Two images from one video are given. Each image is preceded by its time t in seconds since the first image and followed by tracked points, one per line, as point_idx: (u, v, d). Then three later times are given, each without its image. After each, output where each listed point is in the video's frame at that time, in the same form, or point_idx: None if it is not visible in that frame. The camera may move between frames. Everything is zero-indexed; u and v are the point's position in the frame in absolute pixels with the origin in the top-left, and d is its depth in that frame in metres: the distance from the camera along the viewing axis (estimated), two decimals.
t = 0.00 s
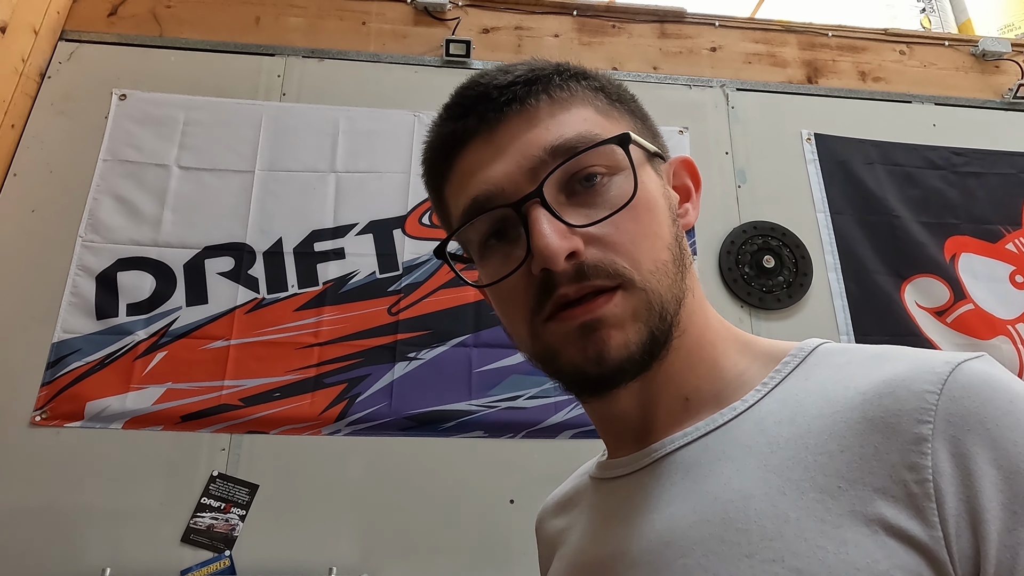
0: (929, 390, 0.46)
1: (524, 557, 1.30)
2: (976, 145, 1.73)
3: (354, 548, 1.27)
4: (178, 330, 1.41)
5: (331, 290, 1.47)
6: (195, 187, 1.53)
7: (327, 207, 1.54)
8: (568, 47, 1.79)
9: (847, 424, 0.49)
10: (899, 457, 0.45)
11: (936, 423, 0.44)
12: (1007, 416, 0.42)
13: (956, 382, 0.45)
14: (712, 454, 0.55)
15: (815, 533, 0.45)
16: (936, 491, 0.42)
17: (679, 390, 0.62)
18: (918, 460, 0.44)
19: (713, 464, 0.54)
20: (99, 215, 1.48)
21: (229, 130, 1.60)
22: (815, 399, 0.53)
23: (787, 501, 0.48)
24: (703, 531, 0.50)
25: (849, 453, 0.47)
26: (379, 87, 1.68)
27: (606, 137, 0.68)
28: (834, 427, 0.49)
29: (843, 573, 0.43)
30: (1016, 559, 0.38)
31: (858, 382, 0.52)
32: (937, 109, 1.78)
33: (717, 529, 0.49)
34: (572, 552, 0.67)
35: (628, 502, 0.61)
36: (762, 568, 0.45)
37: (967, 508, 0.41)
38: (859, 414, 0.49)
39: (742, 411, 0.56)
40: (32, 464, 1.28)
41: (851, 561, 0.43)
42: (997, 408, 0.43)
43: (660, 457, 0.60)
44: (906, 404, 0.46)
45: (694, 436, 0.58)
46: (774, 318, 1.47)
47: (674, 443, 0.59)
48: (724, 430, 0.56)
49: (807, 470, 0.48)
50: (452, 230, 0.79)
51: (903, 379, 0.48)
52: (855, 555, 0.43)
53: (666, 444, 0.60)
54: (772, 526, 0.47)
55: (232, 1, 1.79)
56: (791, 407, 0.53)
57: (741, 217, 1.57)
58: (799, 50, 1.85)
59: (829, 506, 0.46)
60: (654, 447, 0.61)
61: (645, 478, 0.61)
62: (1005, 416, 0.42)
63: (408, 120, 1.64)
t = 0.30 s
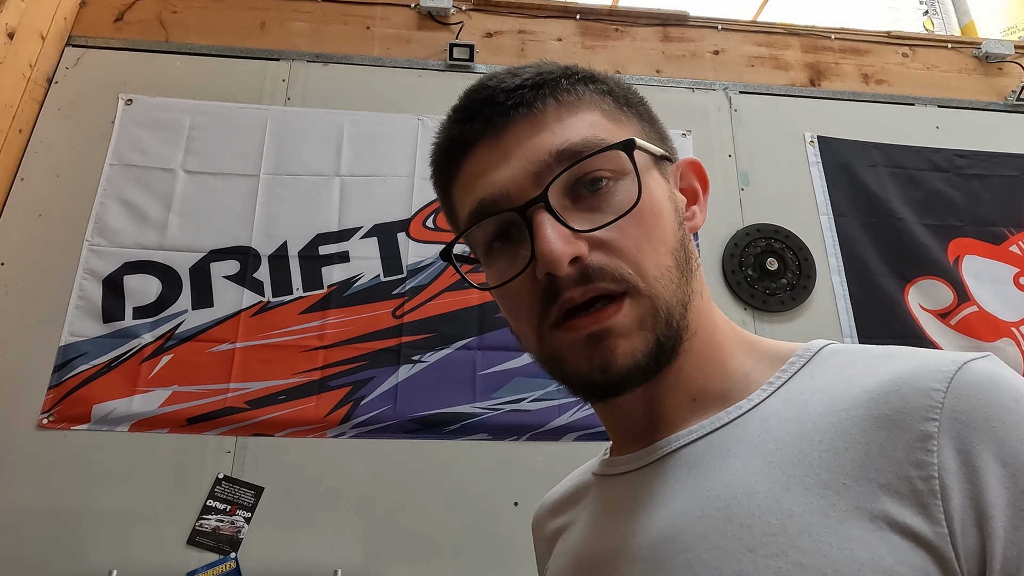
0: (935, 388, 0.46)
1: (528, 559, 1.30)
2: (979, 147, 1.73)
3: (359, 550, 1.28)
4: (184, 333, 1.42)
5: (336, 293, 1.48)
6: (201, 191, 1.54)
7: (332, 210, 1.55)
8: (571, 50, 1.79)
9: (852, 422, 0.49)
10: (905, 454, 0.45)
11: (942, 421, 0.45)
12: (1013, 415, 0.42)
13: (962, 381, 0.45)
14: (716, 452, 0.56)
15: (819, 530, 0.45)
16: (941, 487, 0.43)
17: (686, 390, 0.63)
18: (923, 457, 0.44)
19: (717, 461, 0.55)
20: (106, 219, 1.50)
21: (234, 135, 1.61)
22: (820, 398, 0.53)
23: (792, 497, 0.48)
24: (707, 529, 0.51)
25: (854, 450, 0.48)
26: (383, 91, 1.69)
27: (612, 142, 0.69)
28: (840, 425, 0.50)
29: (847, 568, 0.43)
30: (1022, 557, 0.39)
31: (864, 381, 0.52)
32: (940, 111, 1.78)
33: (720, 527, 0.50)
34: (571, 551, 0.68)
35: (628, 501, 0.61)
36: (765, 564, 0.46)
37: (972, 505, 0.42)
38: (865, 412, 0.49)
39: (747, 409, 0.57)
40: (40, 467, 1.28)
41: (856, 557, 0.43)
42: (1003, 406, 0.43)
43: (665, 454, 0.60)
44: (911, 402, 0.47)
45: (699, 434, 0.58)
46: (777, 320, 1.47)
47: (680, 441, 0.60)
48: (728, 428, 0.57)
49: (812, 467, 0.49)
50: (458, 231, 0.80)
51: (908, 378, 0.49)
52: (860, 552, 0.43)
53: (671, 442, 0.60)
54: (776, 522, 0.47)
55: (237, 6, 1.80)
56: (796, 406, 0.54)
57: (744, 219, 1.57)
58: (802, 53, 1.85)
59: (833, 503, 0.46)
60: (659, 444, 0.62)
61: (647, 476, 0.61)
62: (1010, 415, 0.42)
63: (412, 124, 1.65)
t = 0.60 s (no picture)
0: (921, 387, 0.46)
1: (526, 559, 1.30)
2: (978, 147, 1.73)
3: (357, 550, 1.28)
4: (183, 333, 1.42)
5: (334, 293, 1.49)
6: (200, 192, 1.55)
7: (330, 211, 1.55)
8: (569, 51, 1.79)
9: (840, 421, 0.49)
10: (891, 453, 0.45)
11: (928, 420, 0.45)
12: (998, 414, 0.42)
13: (948, 380, 0.45)
14: (706, 451, 0.56)
15: (808, 529, 0.46)
16: (926, 486, 0.43)
17: (676, 389, 0.63)
18: (909, 456, 0.44)
19: (707, 460, 0.55)
20: (105, 220, 1.50)
21: (233, 136, 1.61)
22: (808, 397, 0.53)
23: (780, 496, 0.48)
24: (697, 527, 0.51)
25: (841, 449, 0.48)
26: (381, 92, 1.69)
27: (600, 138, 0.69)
28: (827, 424, 0.50)
29: (834, 567, 0.43)
30: (1003, 554, 0.39)
31: (851, 380, 0.52)
32: (938, 111, 1.78)
33: (712, 526, 0.50)
34: (564, 551, 0.68)
35: (621, 502, 0.61)
36: (755, 563, 0.46)
37: (957, 504, 0.42)
38: (853, 411, 0.49)
39: (736, 408, 0.57)
40: (39, 467, 1.29)
41: (842, 555, 0.44)
42: (987, 405, 0.43)
43: (655, 454, 0.60)
44: (898, 401, 0.47)
45: (689, 433, 0.58)
46: (776, 320, 1.47)
47: (669, 440, 0.60)
48: (718, 427, 0.57)
49: (800, 466, 0.49)
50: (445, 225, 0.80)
51: (895, 377, 0.49)
52: (846, 550, 0.44)
53: (662, 441, 0.60)
54: (765, 521, 0.48)
55: (236, 8, 1.81)
56: (785, 405, 0.54)
57: (742, 220, 1.57)
58: (800, 54, 1.85)
59: (821, 501, 0.46)
60: (649, 444, 0.62)
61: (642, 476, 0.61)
62: (995, 414, 0.42)
63: (411, 125, 1.66)
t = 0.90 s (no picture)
0: (926, 373, 0.46)
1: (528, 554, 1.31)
2: (979, 143, 1.73)
3: (359, 544, 1.28)
4: (185, 328, 1.42)
5: (336, 288, 1.49)
6: (202, 188, 1.55)
7: (332, 206, 1.56)
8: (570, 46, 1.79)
9: (845, 407, 0.49)
10: (897, 439, 0.45)
11: (933, 406, 0.45)
12: (1003, 399, 0.43)
13: (953, 366, 0.46)
14: (712, 439, 0.56)
15: (814, 513, 0.46)
16: (932, 472, 0.43)
17: (681, 378, 0.63)
18: (915, 442, 0.44)
19: (712, 448, 0.55)
20: (108, 216, 1.50)
21: (235, 131, 1.62)
22: (813, 384, 0.53)
23: (786, 483, 0.48)
24: (703, 514, 0.51)
25: (847, 436, 0.48)
26: (382, 88, 1.69)
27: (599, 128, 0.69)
28: (833, 410, 0.50)
29: (841, 551, 0.44)
30: (1009, 537, 0.39)
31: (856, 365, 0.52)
32: (940, 107, 1.78)
33: (716, 513, 0.50)
34: (570, 540, 0.68)
35: (626, 490, 0.62)
36: (762, 548, 0.46)
37: (962, 488, 0.42)
38: (858, 396, 0.49)
39: (742, 396, 0.57)
40: (42, 461, 1.29)
41: (849, 540, 0.44)
42: (993, 392, 0.43)
43: (661, 441, 0.61)
44: (902, 387, 0.47)
45: (696, 419, 0.59)
46: (776, 315, 1.48)
47: (676, 427, 0.60)
48: (723, 415, 0.57)
49: (806, 452, 0.49)
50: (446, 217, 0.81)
51: (900, 362, 0.49)
52: (853, 534, 0.44)
53: (668, 428, 0.61)
54: (771, 507, 0.48)
55: (238, 4, 1.81)
56: (790, 392, 0.54)
57: (744, 215, 1.57)
58: (801, 49, 1.85)
59: (827, 487, 0.47)
60: (655, 432, 0.62)
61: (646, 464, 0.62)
62: (1000, 399, 0.43)
63: (412, 121, 1.66)
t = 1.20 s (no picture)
0: (950, 381, 0.47)
1: (533, 556, 1.31)
2: (984, 141, 1.72)
3: (363, 546, 1.28)
4: (187, 329, 1.42)
5: (338, 289, 1.48)
6: (203, 188, 1.54)
7: (334, 206, 1.55)
8: (573, 46, 1.79)
9: (867, 415, 0.50)
10: (921, 449, 0.47)
11: (958, 416, 0.46)
12: None
13: (979, 373, 0.46)
14: (731, 446, 0.56)
15: (836, 526, 0.47)
16: (958, 482, 0.44)
17: (686, 397, 0.62)
18: (940, 452, 0.45)
19: (731, 455, 0.56)
20: (109, 216, 1.50)
21: (236, 131, 1.61)
22: (833, 391, 0.54)
23: (807, 493, 0.50)
24: (723, 523, 0.52)
25: (869, 445, 0.49)
26: (384, 87, 1.69)
27: (507, 203, 0.63)
28: (853, 419, 0.51)
29: (864, 565, 0.45)
30: None
31: (877, 372, 0.53)
32: (945, 105, 1.77)
33: (736, 523, 0.51)
34: (584, 545, 0.68)
35: (637, 494, 0.62)
36: (784, 561, 0.47)
37: (990, 500, 0.43)
38: (880, 405, 0.50)
39: (760, 404, 0.57)
40: (44, 463, 1.29)
41: (872, 553, 0.45)
42: (1020, 400, 0.44)
43: (677, 452, 0.60)
44: (927, 396, 0.48)
45: (712, 430, 0.59)
46: (781, 315, 1.47)
47: (692, 438, 0.60)
48: (741, 423, 0.57)
49: (827, 463, 0.50)
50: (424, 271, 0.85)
51: (923, 370, 0.50)
52: (876, 548, 0.45)
53: (683, 440, 0.60)
54: (792, 519, 0.49)
55: (239, 3, 1.80)
56: (809, 398, 0.55)
57: (747, 214, 1.56)
58: (805, 47, 1.84)
59: (850, 499, 0.48)
60: (665, 446, 0.62)
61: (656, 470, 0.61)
62: None
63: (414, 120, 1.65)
